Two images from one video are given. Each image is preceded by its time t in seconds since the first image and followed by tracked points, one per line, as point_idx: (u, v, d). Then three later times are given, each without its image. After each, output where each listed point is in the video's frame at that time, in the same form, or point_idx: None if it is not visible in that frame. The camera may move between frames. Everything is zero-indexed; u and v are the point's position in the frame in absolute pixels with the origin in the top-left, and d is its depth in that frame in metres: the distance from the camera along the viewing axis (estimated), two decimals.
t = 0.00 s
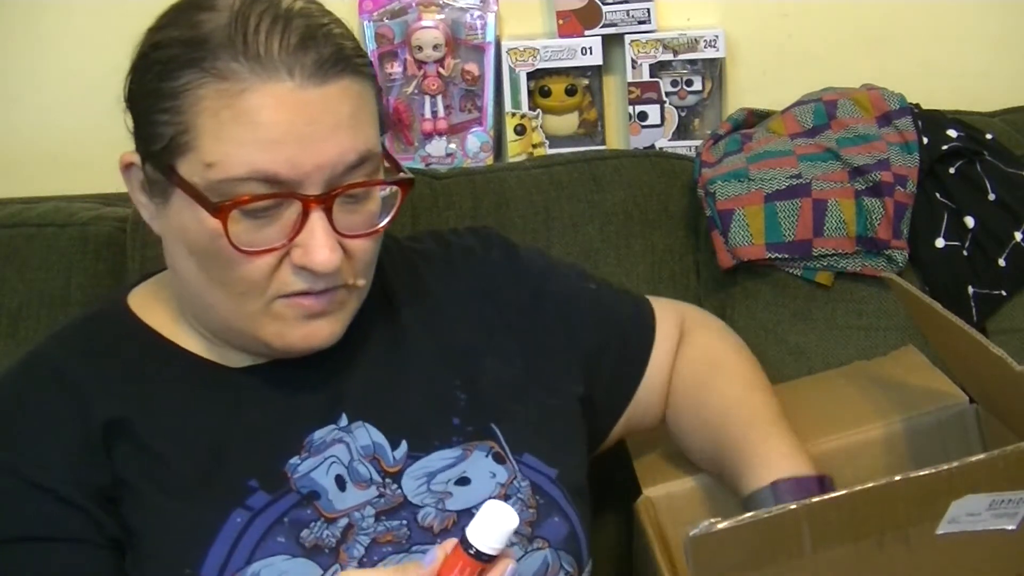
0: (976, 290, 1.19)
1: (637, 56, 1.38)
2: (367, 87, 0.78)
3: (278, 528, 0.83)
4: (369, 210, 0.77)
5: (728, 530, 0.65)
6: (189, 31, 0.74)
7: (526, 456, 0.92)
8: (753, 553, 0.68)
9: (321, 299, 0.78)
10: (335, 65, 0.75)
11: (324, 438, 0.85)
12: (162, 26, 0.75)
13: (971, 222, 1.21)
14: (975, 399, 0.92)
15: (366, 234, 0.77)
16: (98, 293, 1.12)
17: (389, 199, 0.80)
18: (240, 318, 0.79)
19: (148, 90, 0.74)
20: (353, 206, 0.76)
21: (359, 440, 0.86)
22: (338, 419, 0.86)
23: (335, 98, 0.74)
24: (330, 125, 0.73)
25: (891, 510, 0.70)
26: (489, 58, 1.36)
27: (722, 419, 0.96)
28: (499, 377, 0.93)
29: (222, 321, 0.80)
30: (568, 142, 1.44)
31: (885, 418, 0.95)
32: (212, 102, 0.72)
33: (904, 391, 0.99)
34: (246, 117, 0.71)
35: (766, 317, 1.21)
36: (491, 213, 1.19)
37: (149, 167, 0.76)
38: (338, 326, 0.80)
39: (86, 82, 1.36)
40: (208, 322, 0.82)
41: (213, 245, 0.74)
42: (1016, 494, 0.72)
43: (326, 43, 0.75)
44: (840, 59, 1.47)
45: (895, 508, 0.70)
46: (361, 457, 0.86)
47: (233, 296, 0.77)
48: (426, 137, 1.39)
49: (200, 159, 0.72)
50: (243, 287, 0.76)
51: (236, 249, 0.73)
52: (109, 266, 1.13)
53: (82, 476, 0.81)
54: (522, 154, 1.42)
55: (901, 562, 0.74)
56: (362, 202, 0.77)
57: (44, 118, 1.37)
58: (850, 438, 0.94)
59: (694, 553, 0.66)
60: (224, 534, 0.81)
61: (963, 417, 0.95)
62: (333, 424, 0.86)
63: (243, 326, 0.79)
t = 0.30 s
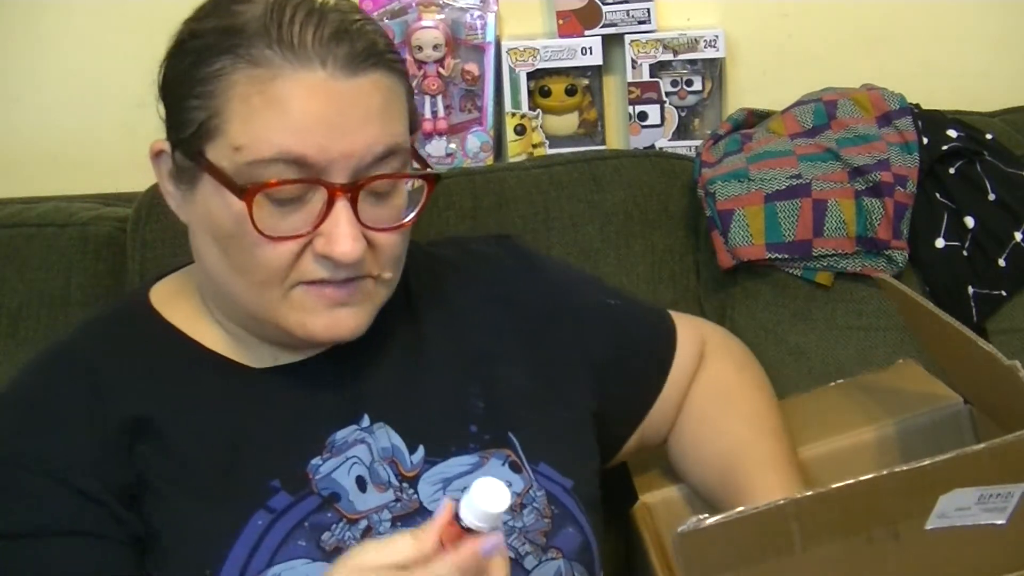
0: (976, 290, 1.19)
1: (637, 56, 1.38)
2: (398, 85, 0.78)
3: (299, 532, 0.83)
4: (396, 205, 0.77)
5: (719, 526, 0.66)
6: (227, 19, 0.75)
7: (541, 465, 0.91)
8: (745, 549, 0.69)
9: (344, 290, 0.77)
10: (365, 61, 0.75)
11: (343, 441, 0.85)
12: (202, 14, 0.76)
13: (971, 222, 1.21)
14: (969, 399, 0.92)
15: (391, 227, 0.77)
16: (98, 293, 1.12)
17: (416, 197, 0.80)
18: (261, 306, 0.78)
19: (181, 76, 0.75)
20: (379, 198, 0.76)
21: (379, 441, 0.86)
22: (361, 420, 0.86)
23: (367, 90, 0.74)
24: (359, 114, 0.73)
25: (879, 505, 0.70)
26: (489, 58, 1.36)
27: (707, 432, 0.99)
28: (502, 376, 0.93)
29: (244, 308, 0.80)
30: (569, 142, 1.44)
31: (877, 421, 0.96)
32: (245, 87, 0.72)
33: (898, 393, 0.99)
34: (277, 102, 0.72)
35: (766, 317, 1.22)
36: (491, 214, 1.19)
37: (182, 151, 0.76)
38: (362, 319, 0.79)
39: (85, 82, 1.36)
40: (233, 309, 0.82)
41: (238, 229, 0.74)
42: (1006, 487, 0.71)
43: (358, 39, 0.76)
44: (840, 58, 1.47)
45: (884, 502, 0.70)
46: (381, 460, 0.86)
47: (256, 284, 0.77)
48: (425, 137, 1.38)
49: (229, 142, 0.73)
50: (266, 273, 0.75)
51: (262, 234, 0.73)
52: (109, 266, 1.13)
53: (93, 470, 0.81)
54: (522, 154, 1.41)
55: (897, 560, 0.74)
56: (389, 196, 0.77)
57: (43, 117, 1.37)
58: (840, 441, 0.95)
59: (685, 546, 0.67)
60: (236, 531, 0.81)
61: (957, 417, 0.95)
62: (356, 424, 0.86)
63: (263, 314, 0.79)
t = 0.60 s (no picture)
0: (976, 290, 1.19)
1: (638, 56, 1.38)
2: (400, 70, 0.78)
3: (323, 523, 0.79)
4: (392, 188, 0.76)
5: (717, 520, 0.65)
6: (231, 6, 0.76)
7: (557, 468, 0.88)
8: (743, 544, 0.68)
9: (340, 272, 0.75)
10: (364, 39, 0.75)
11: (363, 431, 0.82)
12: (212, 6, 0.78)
13: (971, 221, 1.21)
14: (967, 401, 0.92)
15: (388, 210, 0.75)
16: (98, 293, 1.12)
17: (417, 184, 0.78)
18: (257, 292, 0.76)
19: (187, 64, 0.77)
20: (373, 179, 0.75)
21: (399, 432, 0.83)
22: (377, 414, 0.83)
23: (358, 67, 0.75)
24: (350, 90, 0.74)
25: (878, 501, 0.70)
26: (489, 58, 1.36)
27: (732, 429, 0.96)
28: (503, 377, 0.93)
29: (246, 295, 0.78)
30: (569, 142, 1.44)
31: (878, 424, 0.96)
32: (237, 65, 0.73)
33: (897, 400, 1.00)
34: (268, 77, 0.72)
35: (766, 318, 1.22)
36: (491, 213, 1.19)
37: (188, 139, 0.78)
38: (361, 304, 0.76)
39: (85, 82, 1.36)
40: (237, 297, 0.81)
41: (229, 206, 0.74)
42: (1005, 483, 0.71)
43: (361, 18, 0.76)
44: (840, 59, 1.47)
45: (882, 495, 0.70)
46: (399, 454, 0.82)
47: (248, 265, 0.75)
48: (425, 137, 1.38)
49: (219, 118, 0.74)
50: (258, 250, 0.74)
51: (249, 209, 0.73)
52: (108, 267, 1.13)
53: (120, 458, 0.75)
54: (522, 154, 1.41)
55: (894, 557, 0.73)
56: (384, 179, 0.76)
57: (43, 117, 1.37)
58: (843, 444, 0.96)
59: (685, 544, 0.66)
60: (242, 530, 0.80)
61: (957, 419, 0.94)
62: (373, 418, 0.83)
63: (261, 299, 0.77)
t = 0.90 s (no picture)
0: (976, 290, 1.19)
1: (637, 56, 1.39)
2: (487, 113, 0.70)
3: (418, 562, 0.73)
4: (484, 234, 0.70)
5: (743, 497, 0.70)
6: (294, 51, 0.62)
7: (616, 484, 0.85)
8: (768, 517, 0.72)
9: (426, 327, 0.70)
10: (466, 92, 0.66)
11: (433, 458, 0.76)
12: (260, 42, 0.63)
13: (971, 222, 1.21)
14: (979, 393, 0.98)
15: (478, 259, 0.70)
16: (99, 293, 1.12)
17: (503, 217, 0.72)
18: (337, 346, 0.71)
19: (247, 121, 0.64)
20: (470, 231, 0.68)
21: (467, 457, 0.78)
22: (444, 439, 0.78)
23: (459, 127, 0.64)
24: (453, 155, 0.64)
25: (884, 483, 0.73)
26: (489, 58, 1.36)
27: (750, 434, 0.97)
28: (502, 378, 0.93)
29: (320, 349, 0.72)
30: (569, 142, 1.44)
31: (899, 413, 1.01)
32: (331, 134, 0.62)
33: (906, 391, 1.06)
34: (365, 152, 0.62)
35: (766, 318, 1.22)
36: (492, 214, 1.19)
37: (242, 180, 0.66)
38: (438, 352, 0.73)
39: (85, 83, 1.36)
40: (303, 347, 0.73)
41: (313, 274, 0.66)
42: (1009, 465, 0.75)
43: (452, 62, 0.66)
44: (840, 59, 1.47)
45: (887, 479, 0.73)
46: (473, 477, 0.78)
47: (328, 325, 0.69)
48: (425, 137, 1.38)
49: (309, 191, 0.63)
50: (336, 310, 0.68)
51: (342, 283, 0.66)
52: (109, 267, 1.13)
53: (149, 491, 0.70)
54: (522, 154, 1.42)
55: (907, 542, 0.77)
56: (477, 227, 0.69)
57: (43, 117, 1.37)
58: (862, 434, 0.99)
59: (695, 518, 0.71)
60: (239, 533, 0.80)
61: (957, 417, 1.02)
62: (440, 443, 0.78)
63: (339, 351, 0.71)
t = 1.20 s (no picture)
0: (976, 290, 1.19)
1: (637, 56, 1.39)
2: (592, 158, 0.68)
3: None
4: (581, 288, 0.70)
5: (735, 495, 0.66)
6: (412, 96, 0.59)
7: (665, 510, 0.86)
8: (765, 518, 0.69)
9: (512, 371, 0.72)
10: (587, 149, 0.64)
11: (514, 494, 0.77)
12: (370, 77, 0.60)
13: (971, 222, 1.21)
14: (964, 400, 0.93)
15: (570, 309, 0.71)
16: (100, 292, 1.12)
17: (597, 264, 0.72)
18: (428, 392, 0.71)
19: (355, 165, 0.61)
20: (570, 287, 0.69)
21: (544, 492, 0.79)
22: (532, 472, 0.79)
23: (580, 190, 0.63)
24: (573, 218, 0.62)
25: (887, 476, 0.71)
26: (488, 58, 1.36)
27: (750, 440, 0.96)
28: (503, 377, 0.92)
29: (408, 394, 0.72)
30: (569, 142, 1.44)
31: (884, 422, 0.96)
32: (451, 194, 0.60)
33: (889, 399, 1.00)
34: (490, 218, 0.60)
35: (766, 318, 1.22)
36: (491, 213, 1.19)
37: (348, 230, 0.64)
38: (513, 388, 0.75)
39: (86, 83, 1.36)
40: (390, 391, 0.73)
41: (418, 333, 0.65)
42: (1015, 458, 0.73)
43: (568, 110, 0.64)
44: (841, 59, 1.47)
45: (892, 472, 0.71)
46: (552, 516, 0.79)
47: (421, 373, 0.69)
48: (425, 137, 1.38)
49: (425, 254, 0.62)
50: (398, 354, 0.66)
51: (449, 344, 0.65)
52: (110, 266, 1.13)
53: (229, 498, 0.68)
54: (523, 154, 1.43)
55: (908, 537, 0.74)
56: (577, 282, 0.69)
57: (45, 118, 1.38)
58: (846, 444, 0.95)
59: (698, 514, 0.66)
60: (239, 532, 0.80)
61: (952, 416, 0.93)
62: (528, 476, 0.79)
63: (428, 396, 0.72)
